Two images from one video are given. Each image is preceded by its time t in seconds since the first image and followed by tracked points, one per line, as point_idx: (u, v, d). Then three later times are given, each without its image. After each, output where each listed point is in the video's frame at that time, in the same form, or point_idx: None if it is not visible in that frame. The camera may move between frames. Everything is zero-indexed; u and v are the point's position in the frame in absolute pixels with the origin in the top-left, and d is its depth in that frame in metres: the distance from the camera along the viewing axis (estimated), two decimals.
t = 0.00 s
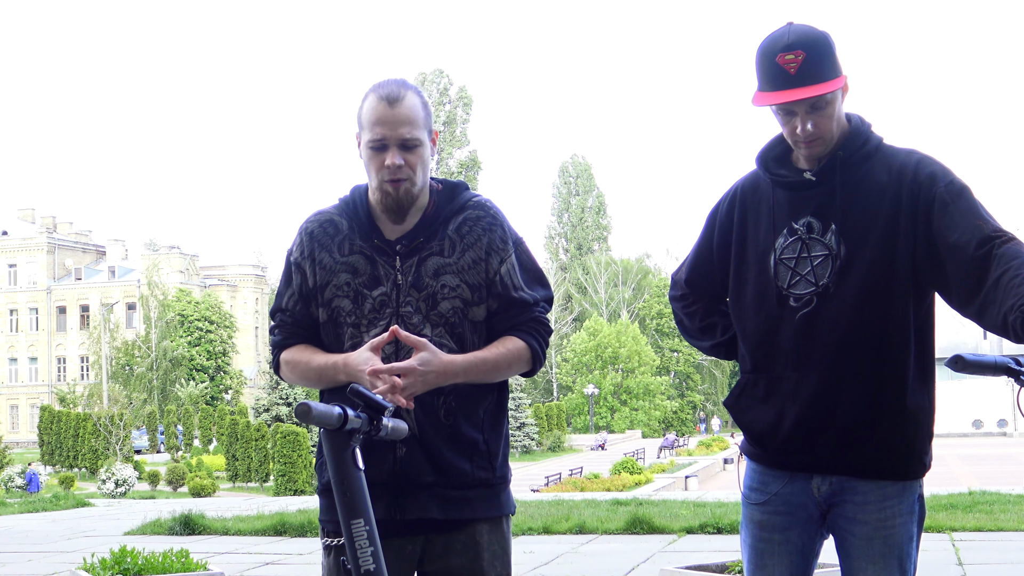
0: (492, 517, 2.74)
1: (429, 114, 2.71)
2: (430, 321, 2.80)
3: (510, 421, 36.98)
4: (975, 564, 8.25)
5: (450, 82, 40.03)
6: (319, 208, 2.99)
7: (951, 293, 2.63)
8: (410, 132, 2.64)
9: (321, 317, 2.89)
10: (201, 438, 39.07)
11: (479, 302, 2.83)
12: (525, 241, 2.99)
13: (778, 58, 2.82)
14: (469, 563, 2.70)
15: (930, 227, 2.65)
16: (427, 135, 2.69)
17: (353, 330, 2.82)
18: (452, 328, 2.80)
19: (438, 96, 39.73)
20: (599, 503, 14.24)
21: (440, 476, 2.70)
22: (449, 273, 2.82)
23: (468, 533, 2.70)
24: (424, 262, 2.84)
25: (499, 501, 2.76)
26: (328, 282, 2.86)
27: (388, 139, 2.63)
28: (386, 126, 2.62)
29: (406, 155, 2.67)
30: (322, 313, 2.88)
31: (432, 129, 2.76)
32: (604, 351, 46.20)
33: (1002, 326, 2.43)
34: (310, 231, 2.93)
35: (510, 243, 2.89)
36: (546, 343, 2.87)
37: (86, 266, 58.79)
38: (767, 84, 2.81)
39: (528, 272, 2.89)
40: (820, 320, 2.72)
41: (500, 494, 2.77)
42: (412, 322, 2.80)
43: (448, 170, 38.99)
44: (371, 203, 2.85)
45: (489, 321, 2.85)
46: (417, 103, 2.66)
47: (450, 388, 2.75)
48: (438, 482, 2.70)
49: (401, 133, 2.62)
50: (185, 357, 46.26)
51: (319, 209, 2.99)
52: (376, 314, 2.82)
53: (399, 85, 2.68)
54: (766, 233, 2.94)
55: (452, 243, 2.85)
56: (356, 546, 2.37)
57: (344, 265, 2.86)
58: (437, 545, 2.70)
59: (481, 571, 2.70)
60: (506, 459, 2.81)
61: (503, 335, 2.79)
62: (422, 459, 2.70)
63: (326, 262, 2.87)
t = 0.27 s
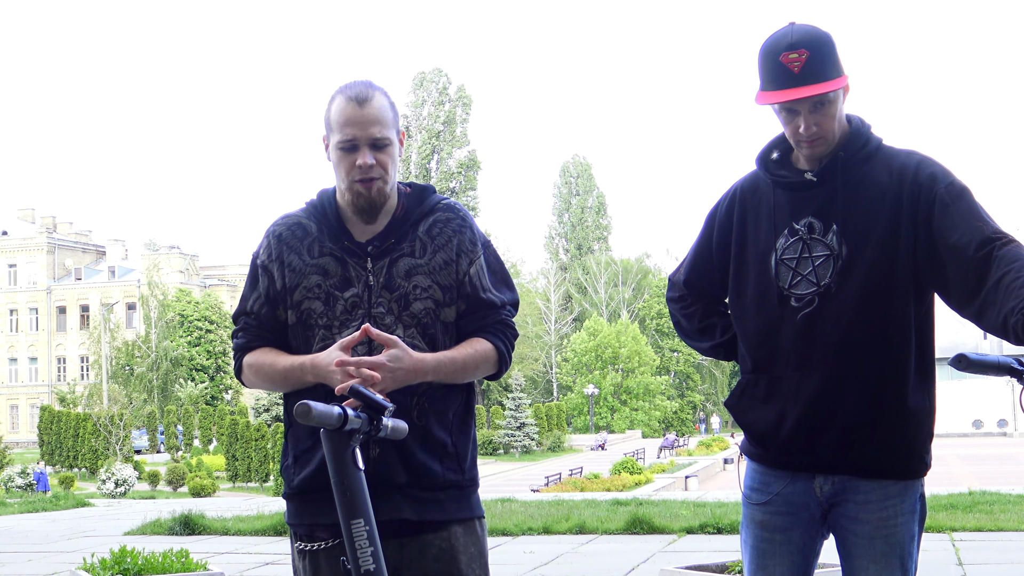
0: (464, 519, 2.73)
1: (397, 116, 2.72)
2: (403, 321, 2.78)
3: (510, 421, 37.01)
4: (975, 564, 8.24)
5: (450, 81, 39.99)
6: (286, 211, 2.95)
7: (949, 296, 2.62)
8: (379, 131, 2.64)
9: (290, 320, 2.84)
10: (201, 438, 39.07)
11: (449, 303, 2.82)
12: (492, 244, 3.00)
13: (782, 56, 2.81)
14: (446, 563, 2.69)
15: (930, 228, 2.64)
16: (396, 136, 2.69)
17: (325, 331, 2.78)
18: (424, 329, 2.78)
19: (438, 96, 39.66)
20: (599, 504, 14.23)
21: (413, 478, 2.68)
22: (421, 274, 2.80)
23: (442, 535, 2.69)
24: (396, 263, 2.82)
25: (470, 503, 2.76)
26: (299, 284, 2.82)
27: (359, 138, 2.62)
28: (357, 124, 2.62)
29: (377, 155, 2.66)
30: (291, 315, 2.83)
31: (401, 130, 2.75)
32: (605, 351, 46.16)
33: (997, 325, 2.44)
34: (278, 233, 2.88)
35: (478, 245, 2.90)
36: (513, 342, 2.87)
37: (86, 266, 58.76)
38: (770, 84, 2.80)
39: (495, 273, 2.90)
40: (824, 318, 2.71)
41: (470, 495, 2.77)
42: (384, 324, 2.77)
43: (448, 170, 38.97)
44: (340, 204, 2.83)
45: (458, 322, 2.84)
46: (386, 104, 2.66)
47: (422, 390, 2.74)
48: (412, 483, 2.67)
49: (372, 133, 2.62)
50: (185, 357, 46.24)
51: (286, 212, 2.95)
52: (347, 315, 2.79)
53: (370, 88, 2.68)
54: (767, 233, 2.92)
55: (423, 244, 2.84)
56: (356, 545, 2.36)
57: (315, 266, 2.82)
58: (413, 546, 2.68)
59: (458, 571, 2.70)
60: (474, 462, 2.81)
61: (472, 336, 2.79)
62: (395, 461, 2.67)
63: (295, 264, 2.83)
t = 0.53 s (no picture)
0: (441, 522, 2.73)
1: (382, 119, 2.72)
2: (385, 323, 2.76)
3: (510, 421, 37.03)
4: (975, 564, 8.21)
5: (449, 80, 39.95)
6: (263, 209, 2.88)
7: (951, 298, 2.60)
8: (366, 132, 2.63)
9: (268, 320, 2.77)
10: (202, 438, 39.03)
11: (428, 308, 2.83)
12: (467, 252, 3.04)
13: (787, 54, 2.78)
14: (428, 565, 2.68)
15: (933, 228, 2.62)
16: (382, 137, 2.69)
17: (307, 331, 2.73)
18: (406, 333, 2.77)
19: (438, 95, 39.61)
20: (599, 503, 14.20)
21: (396, 481, 2.65)
22: (402, 278, 2.80)
23: (421, 537, 2.69)
24: (378, 266, 2.80)
25: (445, 507, 2.76)
26: (280, 283, 2.75)
27: (349, 138, 2.60)
28: (346, 124, 2.61)
29: (365, 155, 2.64)
30: (269, 314, 2.76)
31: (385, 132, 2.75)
32: (605, 351, 46.13)
33: (996, 324, 2.42)
34: (255, 232, 2.80)
35: (457, 253, 2.94)
36: (483, 348, 2.93)
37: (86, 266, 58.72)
38: (775, 81, 2.77)
39: (470, 282, 2.95)
40: (827, 319, 2.68)
41: (445, 500, 2.78)
42: (367, 326, 2.75)
43: (448, 169, 38.93)
44: (323, 204, 2.78)
45: (436, 328, 2.86)
46: (373, 106, 2.67)
47: (404, 392, 2.72)
48: (395, 486, 2.65)
49: (360, 131, 2.61)
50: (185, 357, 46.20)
51: (263, 210, 2.88)
52: (329, 317, 2.75)
53: (354, 89, 2.67)
54: (768, 233, 2.90)
55: (404, 248, 2.84)
56: (355, 546, 2.34)
57: (297, 266, 2.76)
58: (393, 549, 2.65)
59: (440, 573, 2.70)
60: (448, 465, 2.82)
61: (450, 343, 2.84)
62: (378, 465, 2.63)
63: (276, 263, 2.75)
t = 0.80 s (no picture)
0: (436, 521, 2.76)
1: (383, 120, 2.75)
2: (381, 324, 2.78)
3: (510, 421, 37.05)
4: (976, 564, 8.22)
5: (449, 80, 39.95)
6: (255, 208, 2.86)
7: (950, 298, 2.60)
8: (368, 133, 2.67)
9: (263, 320, 2.75)
10: (202, 438, 39.00)
11: (421, 311, 2.88)
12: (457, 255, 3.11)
13: (789, 55, 2.78)
14: (425, 564, 2.70)
15: (930, 229, 2.63)
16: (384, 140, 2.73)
17: (304, 332, 2.73)
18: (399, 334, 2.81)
19: (437, 95, 39.62)
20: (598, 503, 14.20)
21: (393, 481, 2.66)
22: (397, 279, 2.84)
23: (417, 537, 2.70)
24: (374, 267, 2.83)
25: (439, 506, 2.79)
26: (277, 284, 2.74)
27: (355, 140, 2.63)
28: (354, 124, 2.63)
29: (370, 157, 2.67)
30: (267, 314, 2.74)
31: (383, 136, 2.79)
32: (605, 351, 46.17)
33: (994, 322, 2.43)
34: (249, 231, 2.78)
35: (448, 255, 3.02)
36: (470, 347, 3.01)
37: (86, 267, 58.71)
38: (776, 81, 2.77)
39: (459, 285, 3.03)
40: (827, 319, 2.68)
41: (437, 499, 2.80)
42: (364, 327, 2.76)
43: (447, 169, 38.96)
44: (319, 204, 2.79)
45: (430, 329, 2.95)
46: (376, 108, 2.70)
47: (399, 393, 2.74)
48: (393, 486, 2.65)
49: (366, 134, 2.64)
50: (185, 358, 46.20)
51: (255, 209, 2.86)
52: (327, 318, 2.75)
53: (358, 92, 2.70)
54: (768, 234, 2.91)
55: (399, 250, 2.89)
56: (355, 546, 2.34)
57: (293, 267, 2.75)
58: (390, 548, 2.65)
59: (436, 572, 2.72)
60: (441, 465, 2.84)
61: (444, 343, 2.91)
62: (376, 466, 2.63)
63: (272, 263, 2.74)
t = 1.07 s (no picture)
0: (443, 521, 2.75)
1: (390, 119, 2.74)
2: (387, 323, 2.78)
3: (510, 421, 37.04)
4: (975, 564, 8.22)
5: (449, 79, 39.94)
6: (263, 209, 2.87)
7: (946, 298, 2.61)
8: (375, 133, 2.65)
9: (271, 320, 2.75)
10: (202, 438, 38.97)
11: (428, 310, 2.87)
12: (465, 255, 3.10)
13: (780, 56, 2.79)
14: (431, 564, 2.70)
15: (927, 227, 2.63)
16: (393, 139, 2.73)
17: (311, 332, 2.73)
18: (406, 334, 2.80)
19: (437, 95, 39.63)
20: (599, 503, 14.21)
21: (401, 480, 2.66)
22: (404, 279, 2.84)
23: (424, 537, 2.70)
24: (381, 267, 2.83)
25: (447, 507, 2.78)
26: (283, 283, 2.75)
27: (365, 139, 2.63)
28: (361, 124, 2.62)
29: (379, 157, 2.67)
30: (273, 314, 2.75)
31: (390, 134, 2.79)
32: (605, 351, 46.20)
33: (990, 320, 2.44)
34: (257, 231, 2.79)
35: (455, 256, 3.01)
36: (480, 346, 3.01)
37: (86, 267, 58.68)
38: (769, 82, 2.77)
39: (467, 286, 3.02)
40: (822, 319, 2.69)
41: (445, 499, 2.80)
42: (372, 327, 2.76)
43: (447, 169, 38.96)
44: (326, 203, 2.79)
45: (438, 328, 2.94)
46: (383, 108, 2.69)
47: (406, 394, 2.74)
48: (399, 486, 2.66)
49: (375, 132, 2.64)
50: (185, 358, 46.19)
51: (263, 210, 2.87)
52: (333, 317, 2.75)
53: (362, 91, 2.69)
54: (764, 234, 2.91)
55: (406, 249, 2.88)
56: (356, 546, 2.34)
57: (301, 266, 2.76)
58: (396, 548, 2.66)
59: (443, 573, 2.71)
60: (448, 464, 2.84)
61: (452, 344, 2.90)
62: (382, 464, 2.64)
63: (279, 262, 2.75)
